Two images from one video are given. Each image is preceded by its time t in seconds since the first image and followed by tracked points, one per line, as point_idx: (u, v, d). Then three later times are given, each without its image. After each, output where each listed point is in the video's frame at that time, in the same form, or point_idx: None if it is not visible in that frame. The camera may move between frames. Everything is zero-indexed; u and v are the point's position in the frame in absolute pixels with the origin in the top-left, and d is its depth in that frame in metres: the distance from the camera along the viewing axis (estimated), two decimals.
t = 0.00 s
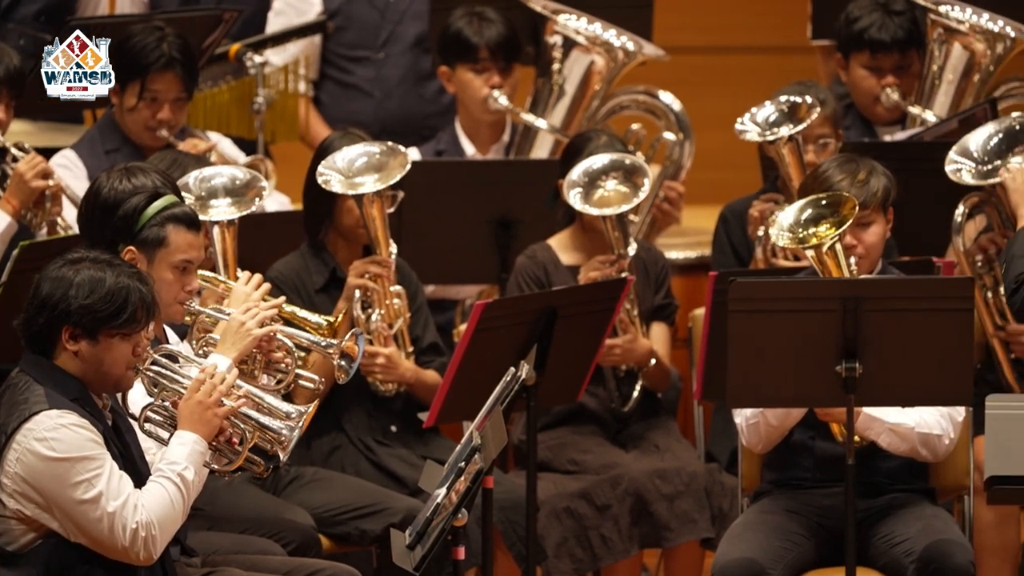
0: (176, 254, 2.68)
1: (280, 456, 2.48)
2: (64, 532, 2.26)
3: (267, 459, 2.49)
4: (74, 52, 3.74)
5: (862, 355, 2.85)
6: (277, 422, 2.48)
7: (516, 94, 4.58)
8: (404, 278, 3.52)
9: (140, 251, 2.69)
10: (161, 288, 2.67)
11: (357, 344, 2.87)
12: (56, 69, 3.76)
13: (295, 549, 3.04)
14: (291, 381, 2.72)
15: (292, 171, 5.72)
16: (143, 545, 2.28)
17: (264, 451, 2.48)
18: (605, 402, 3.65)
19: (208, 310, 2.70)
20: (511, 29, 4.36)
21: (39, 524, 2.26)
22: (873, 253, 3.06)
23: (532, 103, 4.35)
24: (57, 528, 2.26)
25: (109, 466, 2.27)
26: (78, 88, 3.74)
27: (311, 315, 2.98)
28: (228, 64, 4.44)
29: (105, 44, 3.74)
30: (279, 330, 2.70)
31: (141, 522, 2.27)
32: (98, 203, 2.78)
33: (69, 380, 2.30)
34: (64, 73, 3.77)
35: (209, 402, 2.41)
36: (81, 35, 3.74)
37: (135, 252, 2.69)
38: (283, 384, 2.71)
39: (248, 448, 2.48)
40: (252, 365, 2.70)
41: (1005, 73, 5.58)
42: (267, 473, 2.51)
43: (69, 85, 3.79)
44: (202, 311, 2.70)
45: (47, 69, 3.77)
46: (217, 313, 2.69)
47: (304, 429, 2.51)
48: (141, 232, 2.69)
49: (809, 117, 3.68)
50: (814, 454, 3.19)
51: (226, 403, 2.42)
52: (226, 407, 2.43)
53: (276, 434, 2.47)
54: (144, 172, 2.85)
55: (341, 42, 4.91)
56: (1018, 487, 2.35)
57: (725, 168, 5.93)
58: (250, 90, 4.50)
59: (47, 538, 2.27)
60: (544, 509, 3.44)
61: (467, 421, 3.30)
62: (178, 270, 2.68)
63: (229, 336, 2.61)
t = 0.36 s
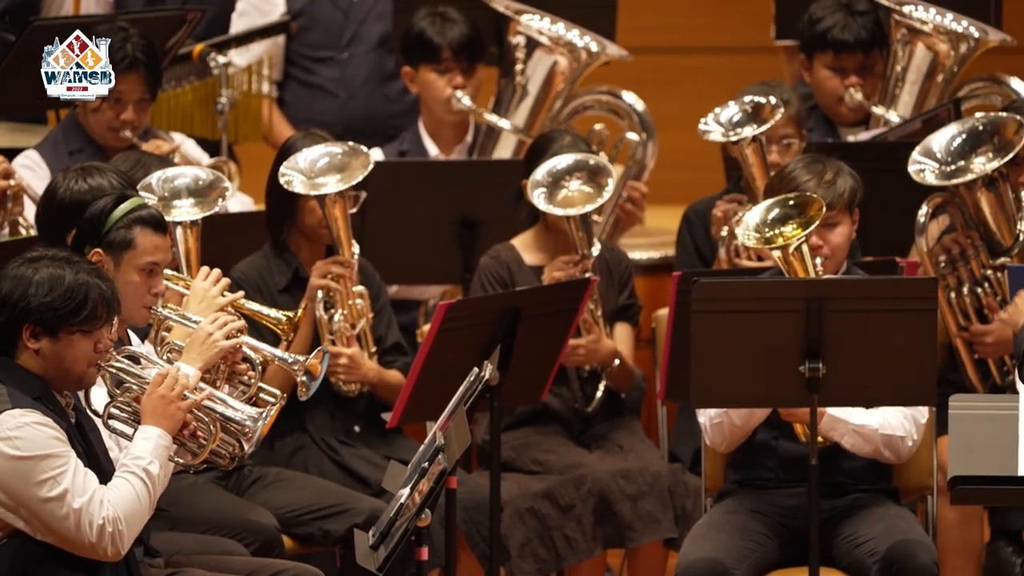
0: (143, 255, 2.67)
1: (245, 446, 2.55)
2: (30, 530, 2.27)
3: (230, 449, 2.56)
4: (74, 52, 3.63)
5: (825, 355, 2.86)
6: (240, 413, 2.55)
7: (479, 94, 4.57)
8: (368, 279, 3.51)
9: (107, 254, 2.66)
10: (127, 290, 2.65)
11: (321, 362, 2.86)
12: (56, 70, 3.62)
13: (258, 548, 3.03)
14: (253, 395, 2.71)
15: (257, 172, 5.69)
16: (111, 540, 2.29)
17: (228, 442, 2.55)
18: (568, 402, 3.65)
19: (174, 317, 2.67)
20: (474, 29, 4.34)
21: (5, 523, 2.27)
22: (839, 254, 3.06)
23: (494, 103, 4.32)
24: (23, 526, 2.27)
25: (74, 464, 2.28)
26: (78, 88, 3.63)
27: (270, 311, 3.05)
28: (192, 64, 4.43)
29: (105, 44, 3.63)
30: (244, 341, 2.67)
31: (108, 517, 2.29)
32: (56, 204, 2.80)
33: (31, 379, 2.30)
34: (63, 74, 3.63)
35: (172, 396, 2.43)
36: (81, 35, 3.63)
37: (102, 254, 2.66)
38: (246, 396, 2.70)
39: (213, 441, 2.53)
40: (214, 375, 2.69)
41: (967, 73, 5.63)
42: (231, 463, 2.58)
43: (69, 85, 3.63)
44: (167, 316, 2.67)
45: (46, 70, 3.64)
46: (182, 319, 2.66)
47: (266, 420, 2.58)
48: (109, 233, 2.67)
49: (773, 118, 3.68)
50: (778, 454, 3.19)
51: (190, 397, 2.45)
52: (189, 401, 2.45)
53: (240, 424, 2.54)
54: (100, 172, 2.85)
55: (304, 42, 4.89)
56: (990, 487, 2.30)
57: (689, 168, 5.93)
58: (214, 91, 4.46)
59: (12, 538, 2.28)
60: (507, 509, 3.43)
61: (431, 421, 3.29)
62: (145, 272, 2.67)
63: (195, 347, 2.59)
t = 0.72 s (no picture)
0: (114, 256, 2.64)
1: (213, 440, 2.55)
2: None
3: (199, 444, 2.56)
4: (74, 52, 3.71)
5: (794, 355, 2.87)
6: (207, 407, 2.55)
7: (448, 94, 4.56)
8: (336, 278, 3.50)
9: (77, 254, 2.64)
10: (97, 291, 2.63)
11: (290, 379, 2.85)
12: (57, 69, 3.69)
13: (226, 548, 3.01)
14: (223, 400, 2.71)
15: (224, 174, 5.66)
16: (81, 537, 2.29)
17: (197, 437, 2.56)
18: (537, 401, 3.64)
19: (147, 316, 2.67)
20: (443, 29, 4.33)
21: None
22: (809, 253, 3.08)
23: (462, 103, 4.33)
24: None
25: (42, 462, 2.28)
26: (78, 87, 3.65)
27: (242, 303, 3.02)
28: (159, 64, 4.43)
29: (105, 44, 3.73)
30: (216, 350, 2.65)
31: (77, 514, 2.28)
32: (25, 203, 2.77)
33: None
34: (63, 73, 3.69)
35: (139, 392, 2.43)
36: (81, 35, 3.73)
37: (73, 256, 2.64)
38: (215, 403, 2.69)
39: (181, 436, 2.53)
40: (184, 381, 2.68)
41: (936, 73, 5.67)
42: (199, 458, 2.58)
43: (69, 85, 3.67)
44: (140, 314, 2.68)
45: (46, 70, 3.71)
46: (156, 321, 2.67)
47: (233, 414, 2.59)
48: (78, 234, 2.65)
49: (741, 117, 3.69)
50: (747, 454, 3.20)
51: (157, 392, 2.46)
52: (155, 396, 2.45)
53: (207, 419, 2.54)
54: (69, 168, 2.83)
55: (271, 44, 4.87)
56: (962, 486, 2.28)
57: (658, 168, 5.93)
58: (182, 91, 4.45)
59: None
60: (476, 509, 3.43)
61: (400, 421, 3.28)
62: (116, 272, 2.65)
63: (167, 351, 2.58)
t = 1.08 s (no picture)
0: (83, 258, 2.62)
1: (178, 440, 2.56)
2: None
3: (163, 446, 2.57)
4: (74, 52, 3.67)
5: (761, 356, 2.87)
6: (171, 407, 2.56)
7: (415, 95, 4.54)
8: (302, 279, 3.49)
9: (45, 257, 2.62)
10: (66, 294, 2.61)
11: (257, 379, 2.84)
12: (57, 69, 3.62)
13: (193, 550, 2.99)
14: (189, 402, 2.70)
15: (190, 176, 5.63)
16: (45, 537, 2.28)
17: (161, 439, 2.56)
18: (504, 402, 3.64)
19: (116, 318, 2.66)
20: (410, 31, 4.32)
21: None
22: (775, 252, 3.09)
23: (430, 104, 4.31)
24: None
25: (6, 463, 2.29)
26: (79, 87, 3.68)
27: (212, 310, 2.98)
28: (126, 66, 4.26)
29: (105, 44, 3.76)
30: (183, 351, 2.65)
31: (41, 514, 2.28)
32: None
33: None
34: (64, 73, 3.64)
35: (102, 392, 2.41)
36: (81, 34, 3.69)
37: (41, 258, 2.61)
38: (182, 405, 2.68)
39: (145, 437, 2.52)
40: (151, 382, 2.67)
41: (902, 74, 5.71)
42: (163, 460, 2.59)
43: (69, 85, 3.65)
44: (109, 316, 2.66)
45: (46, 70, 3.62)
46: (124, 322, 2.66)
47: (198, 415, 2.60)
48: (48, 237, 2.62)
49: (709, 119, 3.70)
50: (714, 454, 3.21)
51: (123, 393, 2.44)
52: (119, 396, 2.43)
53: (172, 419, 2.55)
54: (44, 169, 2.81)
55: (239, 45, 4.84)
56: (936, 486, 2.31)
57: (626, 169, 5.92)
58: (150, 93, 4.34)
59: None
60: (443, 510, 3.42)
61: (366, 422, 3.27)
62: (85, 274, 2.63)
63: (134, 352, 2.56)
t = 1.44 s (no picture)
0: (48, 258, 2.61)
1: (142, 443, 2.54)
2: None
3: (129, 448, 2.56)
4: (74, 52, 3.74)
5: (729, 357, 2.88)
6: (137, 409, 2.54)
7: (382, 95, 4.53)
8: (270, 279, 3.48)
9: (10, 259, 2.61)
10: (32, 296, 2.60)
11: (224, 375, 2.82)
12: (57, 69, 3.64)
13: (161, 550, 2.99)
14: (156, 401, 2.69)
15: (158, 176, 5.60)
16: (9, 539, 2.30)
17: (127, 440, 2.54)
18: (471, 403, 3.64)
19: (81, 319, 2.61)
20: (378, 31, 4.31)
21: None
22: (742, 253, 3.11)
23: (397, 104, 4.30)
24: None
25: None
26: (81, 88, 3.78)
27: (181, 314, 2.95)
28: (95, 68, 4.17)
29: (104, 44, 3.83)
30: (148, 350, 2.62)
31: (6, 516, 2.29)
32: None
33: None
34: (62, 72, 3.67)
35: (67, 394, 2.40)
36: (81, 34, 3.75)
37: (6, 260, 2.60)
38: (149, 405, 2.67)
39: (110, 439, 2.52)
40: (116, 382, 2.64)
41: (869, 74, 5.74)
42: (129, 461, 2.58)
43: (69, 84, 3.72)
44: (74, 318, 2.61)
45: (44, 69, 3.61)
46: (87, 322, 2.61)
47: (164, 416, 2.57)
48: (12, 238, 2.61)
49: (679, 119, 3.71)
50: (681, 455, 3.21)
51: (87, 394, 2.43)
52: (84, 398, 2.43)
53: (136, 421, 2.53)
54: (19, 170, 2.80)
55: (208, 45, 4.81)
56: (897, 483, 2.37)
57: (593, 169, 5.93)
58: (117, 93, 4.28)
59: None
60: (411, 511, 3.42)
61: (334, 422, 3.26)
62: (50, 275, 2.61)
63: (99, 352, 2.54)
